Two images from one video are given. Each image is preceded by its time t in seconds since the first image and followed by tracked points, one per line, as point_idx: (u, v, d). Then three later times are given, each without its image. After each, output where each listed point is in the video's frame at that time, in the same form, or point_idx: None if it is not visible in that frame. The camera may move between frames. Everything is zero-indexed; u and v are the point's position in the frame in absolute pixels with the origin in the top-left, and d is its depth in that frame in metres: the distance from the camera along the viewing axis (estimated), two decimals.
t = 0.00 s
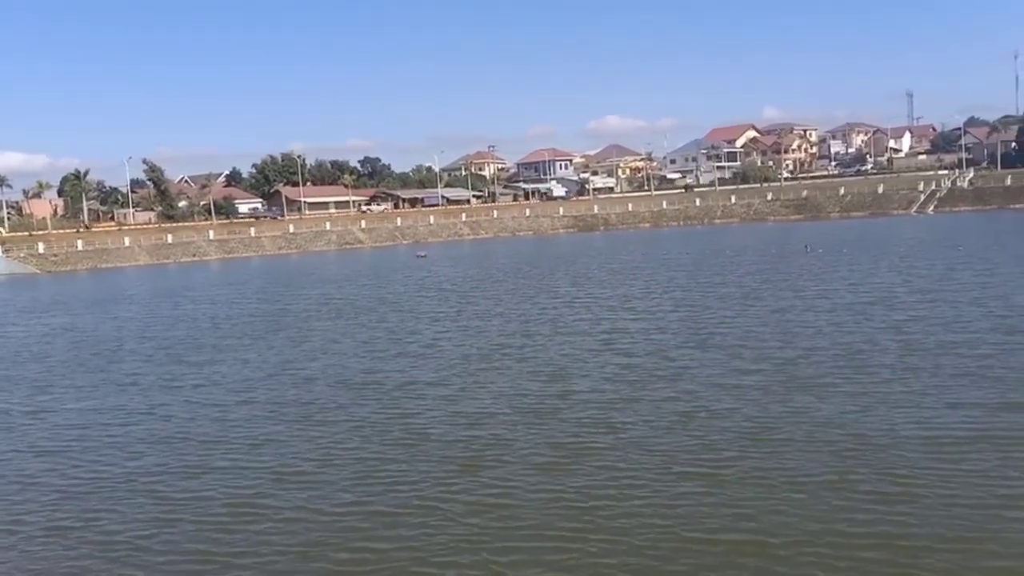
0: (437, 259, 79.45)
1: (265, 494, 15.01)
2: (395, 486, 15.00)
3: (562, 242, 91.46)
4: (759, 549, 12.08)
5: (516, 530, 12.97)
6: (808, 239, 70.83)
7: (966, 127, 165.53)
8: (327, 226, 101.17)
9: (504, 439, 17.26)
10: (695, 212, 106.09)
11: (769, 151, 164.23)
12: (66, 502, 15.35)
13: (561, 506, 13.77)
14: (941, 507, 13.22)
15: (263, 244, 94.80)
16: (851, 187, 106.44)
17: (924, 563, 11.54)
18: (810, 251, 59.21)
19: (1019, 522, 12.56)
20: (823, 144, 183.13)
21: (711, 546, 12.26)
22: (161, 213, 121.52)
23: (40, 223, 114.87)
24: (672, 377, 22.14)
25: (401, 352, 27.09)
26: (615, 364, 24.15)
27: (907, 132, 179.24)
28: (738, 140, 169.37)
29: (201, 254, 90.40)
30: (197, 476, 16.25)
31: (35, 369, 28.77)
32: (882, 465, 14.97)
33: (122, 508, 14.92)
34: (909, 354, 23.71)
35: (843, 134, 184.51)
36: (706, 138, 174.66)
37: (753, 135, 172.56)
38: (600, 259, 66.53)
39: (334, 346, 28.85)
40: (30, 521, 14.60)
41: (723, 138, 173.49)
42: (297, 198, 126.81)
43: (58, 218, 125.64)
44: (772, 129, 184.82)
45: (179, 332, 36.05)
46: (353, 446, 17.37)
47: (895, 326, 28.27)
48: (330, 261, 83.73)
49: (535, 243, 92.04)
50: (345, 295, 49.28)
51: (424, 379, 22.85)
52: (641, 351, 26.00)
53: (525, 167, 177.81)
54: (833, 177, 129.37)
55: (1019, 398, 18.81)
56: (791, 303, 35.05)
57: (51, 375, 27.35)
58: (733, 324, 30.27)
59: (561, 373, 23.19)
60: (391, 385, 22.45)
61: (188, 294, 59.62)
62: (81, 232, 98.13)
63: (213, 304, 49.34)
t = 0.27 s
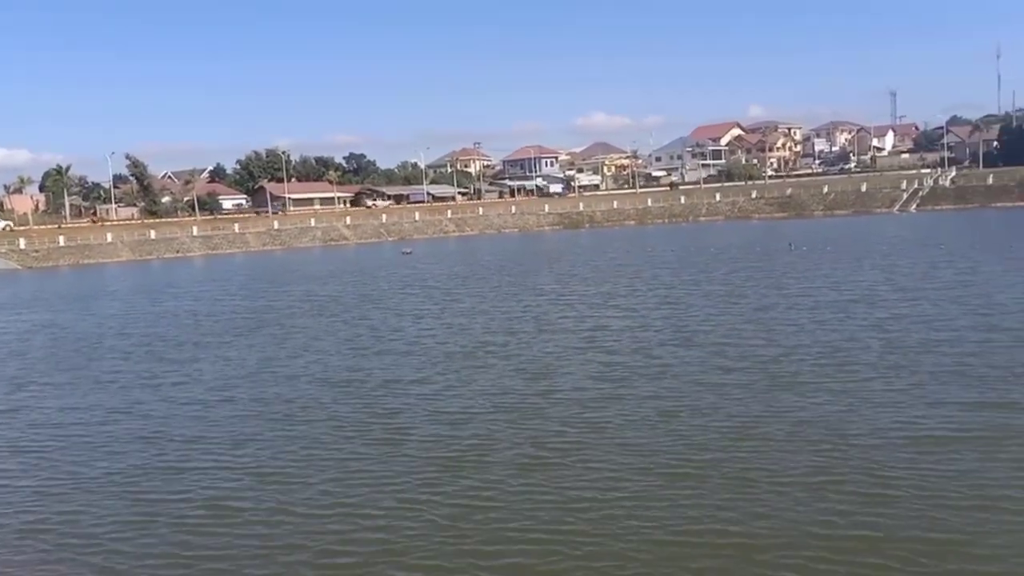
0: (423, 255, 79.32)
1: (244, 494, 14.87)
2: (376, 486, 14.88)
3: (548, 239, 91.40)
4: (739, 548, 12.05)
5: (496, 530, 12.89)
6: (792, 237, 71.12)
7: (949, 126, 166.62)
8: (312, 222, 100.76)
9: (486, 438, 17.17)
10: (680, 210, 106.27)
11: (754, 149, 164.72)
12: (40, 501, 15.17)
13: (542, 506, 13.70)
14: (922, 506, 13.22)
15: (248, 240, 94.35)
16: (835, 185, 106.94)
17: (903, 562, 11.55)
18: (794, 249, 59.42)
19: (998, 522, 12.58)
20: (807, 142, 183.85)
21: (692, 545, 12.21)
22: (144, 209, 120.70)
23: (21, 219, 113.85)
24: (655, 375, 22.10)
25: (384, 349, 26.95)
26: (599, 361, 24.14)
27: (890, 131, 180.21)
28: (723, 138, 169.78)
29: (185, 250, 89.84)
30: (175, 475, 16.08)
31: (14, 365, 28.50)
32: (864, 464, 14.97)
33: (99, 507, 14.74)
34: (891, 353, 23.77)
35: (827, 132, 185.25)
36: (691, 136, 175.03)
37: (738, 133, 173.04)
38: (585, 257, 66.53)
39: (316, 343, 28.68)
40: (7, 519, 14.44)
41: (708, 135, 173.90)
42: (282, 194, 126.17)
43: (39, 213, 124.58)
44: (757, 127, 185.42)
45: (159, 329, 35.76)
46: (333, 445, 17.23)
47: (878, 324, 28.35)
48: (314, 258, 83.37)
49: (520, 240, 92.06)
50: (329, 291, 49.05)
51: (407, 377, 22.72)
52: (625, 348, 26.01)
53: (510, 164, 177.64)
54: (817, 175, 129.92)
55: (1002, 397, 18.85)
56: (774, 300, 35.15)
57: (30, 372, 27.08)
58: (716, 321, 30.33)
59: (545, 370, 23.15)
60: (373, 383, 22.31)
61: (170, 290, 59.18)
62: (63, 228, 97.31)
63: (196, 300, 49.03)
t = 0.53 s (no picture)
0: (412, 252, 79.06)
1: (227, 496, 14.67)
2: (361, 486, 14.68)
3: (538, 235, 91.27)
4: (727, 548, 11.93)
5: (482, 532, 12.74)
6: (781, 232, 71.20)
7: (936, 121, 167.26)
8: (300, 219, 100.36)
9: (473, 437, 17.01)
10: (670, 205, 106.27)
11: (743, 144, 164.89)
12: (21, 503, 14.97)
13: (530, 506, 13.55)
14: (911, 504, 13.12)
15: (237, 236, 93.95)
16: (823, 180, 107.18)
17: (892, 561, 11.45)
18: (783, 244, 59.48)
19: (986, 520, 12.50)
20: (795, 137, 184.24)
21: (679, 545, 12.10)
22: (132, 205, 119.91)
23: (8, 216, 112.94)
24: (644, 372, 21.99)
25: (372, 347, 26.75)
26: (588, 358, 24.04)
27: (878, 126, 180.74)
28: (712, 133, 169.92)
29: (173, 247, 89.29)
30: (159, 476, 15.87)
31: None
32: (853, 462, 14.86)
33: (79, 510, 14.52)
34: (880, 348, 23.69)
35: (815, 127, 185.60)
36: (680, 131, 175.11)
37: (727, 129, 173.20)
38: (574, 252, 66.44)
39: (303, 341, 28.48)
40: None
41: (697, 131, 173.99)
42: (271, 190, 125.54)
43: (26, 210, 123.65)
44: (746, 123, 185.67)
45: (145, 327, 35.49)
46: (318, 444, 17.04)
47: (866, 319, 28.30)
48: (304, 254, 83.08)
49: (510, 236, 91.90)
50: (318, 288, 48.78)
51: (394, 376, 22.51)
52: (614, 344, 25.91)
53: (500, 159, 177.33)
54: (806, 170, 130.23)
55: (989, 392, 18.83)
56: (763, 295, 35.13)
57: (14, 371, 26.77)
58: (706, 317, 30.28)
59: (534, 367, 23.05)
60: (359, 381, 22.11)
61: (158, 287, 58.83)
62: (49, 225, 96.58)
63: (183, 298, 48.68)
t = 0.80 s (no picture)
0: (404, 251, 78.81)
1: (213, 498, 14.52)
2: (349, 488, 14.53)
3: (530, 234, 91.12)
4: (718, 550, 11.82)
5: (471, 533, 12.62)
6: (772, 231, 71.24)
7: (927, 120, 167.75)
8: (292, 218, 100.00)
9: (462, 437, 16.89)
10: (662, 205, 106.25)
11: (734, 144, 164.99)
12: (6, 506, 14.79)
13: (519, 507, 13.44)
14: (903, 504, 13.04)
15: (228, 236, 93.55)
16: (814, 179, 107.37)
17: (883, 561, 11.37)
18: (774, 243, 59.50)
19: (976, 520, 12.45)
20: (786, 137, 184.54)
21: (670, 546, 12.00)
22: (122, 205, 119.31)
23: None
24: (635, 372, 21.89)
25: (361, 347, 26.60)
26: (579, 358, 23.93)
27: (869, 125, 181.11)
28: (704, 133, 170.08)
29: (164, 247, 88.84)
30: (144, 479, 15.69)
31: None
32: (844, 461, 14.79)
33: (62, 514, 14.32)
34: (870, 348, 23.64)
35: (806, 127, 185.95)
36: (672, 131, 175.18)
37: (718, 128, 173.34)
38: (566, 252, 66.34)
39: (291, 341, 28.30)
40: None
41: (689, 130, 174.08)
42: (262, 189, 125.05)
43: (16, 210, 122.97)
44: (737, 122, 185.84)
45: (134, 328, 35.24)
46: (306, 445, 16.89)
47: (857, 319, 28.26)
48: (295, 254, 82.77)
49: (502, 236, 91.71)
50: (309, 288, 48.54)
51: (383, 376, 22.38)
52: (605, 344, 25.82)
53: (492, 159, 177.13)
54: (797, 170, 130.44)
55: (981, 391, 18.80)
56: (755, 295, 35.08)
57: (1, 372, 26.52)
58: (697, 316, 30.20)
59: (524, 367, 22.94)
60: (348, 381, 21.96)
61: (148, 288, 58.48)
62: (39, 225, 96.02)
63: (172, 298, 48.38)
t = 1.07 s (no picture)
0: (394, 250, 78.56)
1: (197, 499, 14.37)
2: (335, 489, 14.42)
3: (519, 233, 91.08)
4: (705, 550, 11.76)
5: (457, 534, 12.52)
6: (762, 229, 71.31)
7: (915, 119, 168.33)
8: (281, 217, 99.57)
9: (449, 438, 16.77)
10: (652, 203, 106.24)
11: (724, 142, 165.22)
12: None
13: (506, 508, 13.34)
14: (890, 503, 13.01)
15: (217, 235, 93.08)
16: (804, 177, 107.53)
17: (871, 561, 11.33)
18: (764, 241, 59.55)
19: (963, 519, 12.42)
20: (775, 135, 184.87)
21: (657, 546, 11.93)
22: (110, 203, 118.64)
23: None
24: (623, 371, 21.81)
25: (348, 347, 26.44)
26: (567, 357, 23.86)
27: (857, 124, 181.70)
28: (693, 131, 170.21)
29: (153, 246, 88.36)
30: (127, 480, 15.53)
31: None
32: (832, 461, 14.75)
33: (44, 516, 14.16)
34: (859, 346, 23.63)
35: (795, 125, 186.74)
36: (662, 129, 175.27)
37: (708, 126, 173.55)
38: (555, 251, 66.26)
39: (278, 341, 28.10)
40: None
41: (679, 129, 174.22)
42: (251, 187, 124.46)
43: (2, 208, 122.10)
44: (726, 120, 186.13)
45: (119, 327, 34.95)
46: (291, 446, 16.75)
47: (846, 317, 28.26)
48: (285, 252, 82.39)
49: (492, 234, 91.55)
50: (297, 288, 48.28)
51: (370, 376, 22.23)
52: (594, 343, 25.74)
53: (482, 157, 176.84)
54: (787, 168, 130.68)
55: (969, 389, 18.79)
56: (744, 293, 35.07)
57: None
58: (685, 315, 30.15)
59: (512, 366, 22.83)
60: (334, 381, 21.81)
61: (135, 287, 58.07)
62: (26, 223, 95.46)
63: (159, 297, 48.08)
